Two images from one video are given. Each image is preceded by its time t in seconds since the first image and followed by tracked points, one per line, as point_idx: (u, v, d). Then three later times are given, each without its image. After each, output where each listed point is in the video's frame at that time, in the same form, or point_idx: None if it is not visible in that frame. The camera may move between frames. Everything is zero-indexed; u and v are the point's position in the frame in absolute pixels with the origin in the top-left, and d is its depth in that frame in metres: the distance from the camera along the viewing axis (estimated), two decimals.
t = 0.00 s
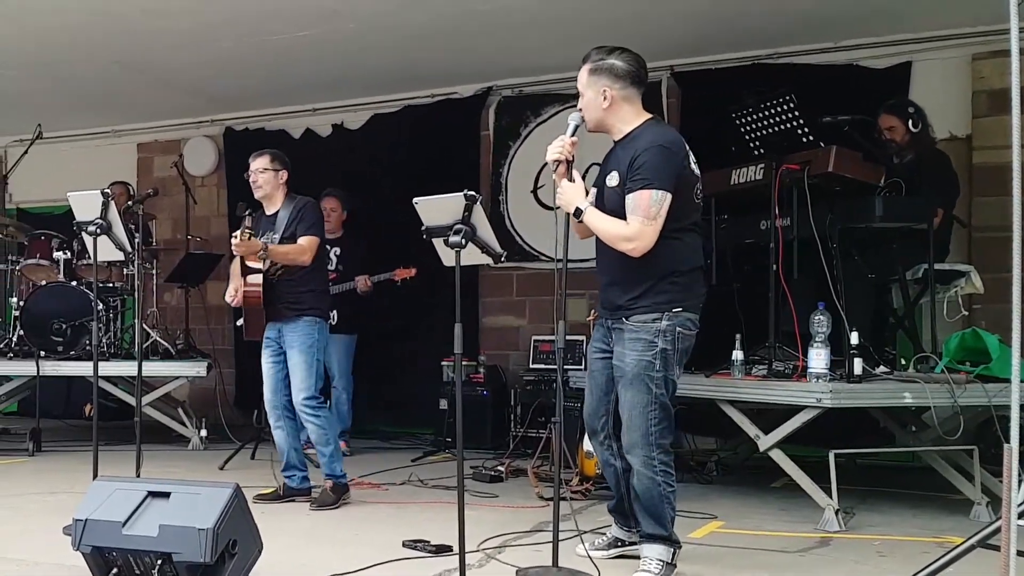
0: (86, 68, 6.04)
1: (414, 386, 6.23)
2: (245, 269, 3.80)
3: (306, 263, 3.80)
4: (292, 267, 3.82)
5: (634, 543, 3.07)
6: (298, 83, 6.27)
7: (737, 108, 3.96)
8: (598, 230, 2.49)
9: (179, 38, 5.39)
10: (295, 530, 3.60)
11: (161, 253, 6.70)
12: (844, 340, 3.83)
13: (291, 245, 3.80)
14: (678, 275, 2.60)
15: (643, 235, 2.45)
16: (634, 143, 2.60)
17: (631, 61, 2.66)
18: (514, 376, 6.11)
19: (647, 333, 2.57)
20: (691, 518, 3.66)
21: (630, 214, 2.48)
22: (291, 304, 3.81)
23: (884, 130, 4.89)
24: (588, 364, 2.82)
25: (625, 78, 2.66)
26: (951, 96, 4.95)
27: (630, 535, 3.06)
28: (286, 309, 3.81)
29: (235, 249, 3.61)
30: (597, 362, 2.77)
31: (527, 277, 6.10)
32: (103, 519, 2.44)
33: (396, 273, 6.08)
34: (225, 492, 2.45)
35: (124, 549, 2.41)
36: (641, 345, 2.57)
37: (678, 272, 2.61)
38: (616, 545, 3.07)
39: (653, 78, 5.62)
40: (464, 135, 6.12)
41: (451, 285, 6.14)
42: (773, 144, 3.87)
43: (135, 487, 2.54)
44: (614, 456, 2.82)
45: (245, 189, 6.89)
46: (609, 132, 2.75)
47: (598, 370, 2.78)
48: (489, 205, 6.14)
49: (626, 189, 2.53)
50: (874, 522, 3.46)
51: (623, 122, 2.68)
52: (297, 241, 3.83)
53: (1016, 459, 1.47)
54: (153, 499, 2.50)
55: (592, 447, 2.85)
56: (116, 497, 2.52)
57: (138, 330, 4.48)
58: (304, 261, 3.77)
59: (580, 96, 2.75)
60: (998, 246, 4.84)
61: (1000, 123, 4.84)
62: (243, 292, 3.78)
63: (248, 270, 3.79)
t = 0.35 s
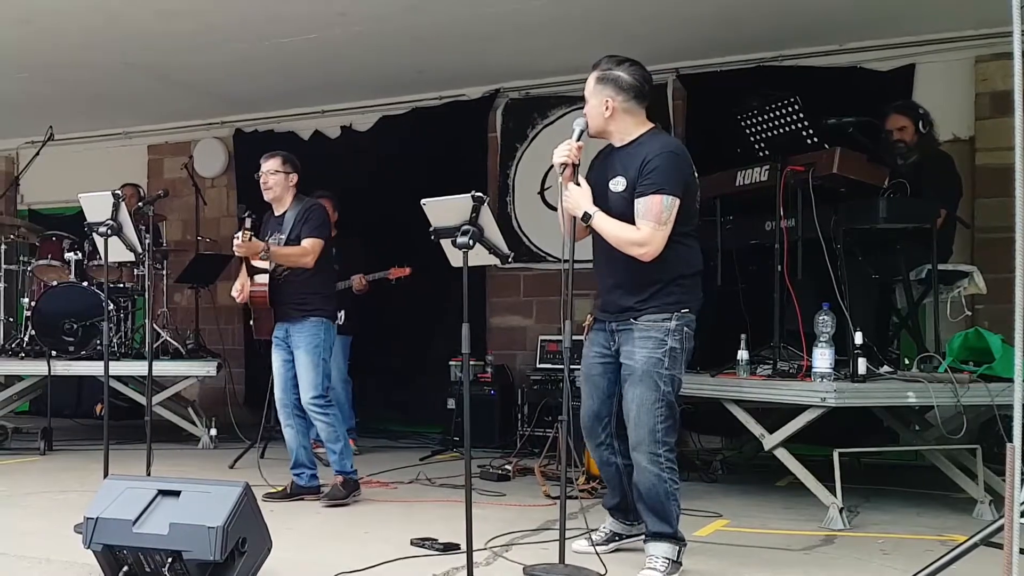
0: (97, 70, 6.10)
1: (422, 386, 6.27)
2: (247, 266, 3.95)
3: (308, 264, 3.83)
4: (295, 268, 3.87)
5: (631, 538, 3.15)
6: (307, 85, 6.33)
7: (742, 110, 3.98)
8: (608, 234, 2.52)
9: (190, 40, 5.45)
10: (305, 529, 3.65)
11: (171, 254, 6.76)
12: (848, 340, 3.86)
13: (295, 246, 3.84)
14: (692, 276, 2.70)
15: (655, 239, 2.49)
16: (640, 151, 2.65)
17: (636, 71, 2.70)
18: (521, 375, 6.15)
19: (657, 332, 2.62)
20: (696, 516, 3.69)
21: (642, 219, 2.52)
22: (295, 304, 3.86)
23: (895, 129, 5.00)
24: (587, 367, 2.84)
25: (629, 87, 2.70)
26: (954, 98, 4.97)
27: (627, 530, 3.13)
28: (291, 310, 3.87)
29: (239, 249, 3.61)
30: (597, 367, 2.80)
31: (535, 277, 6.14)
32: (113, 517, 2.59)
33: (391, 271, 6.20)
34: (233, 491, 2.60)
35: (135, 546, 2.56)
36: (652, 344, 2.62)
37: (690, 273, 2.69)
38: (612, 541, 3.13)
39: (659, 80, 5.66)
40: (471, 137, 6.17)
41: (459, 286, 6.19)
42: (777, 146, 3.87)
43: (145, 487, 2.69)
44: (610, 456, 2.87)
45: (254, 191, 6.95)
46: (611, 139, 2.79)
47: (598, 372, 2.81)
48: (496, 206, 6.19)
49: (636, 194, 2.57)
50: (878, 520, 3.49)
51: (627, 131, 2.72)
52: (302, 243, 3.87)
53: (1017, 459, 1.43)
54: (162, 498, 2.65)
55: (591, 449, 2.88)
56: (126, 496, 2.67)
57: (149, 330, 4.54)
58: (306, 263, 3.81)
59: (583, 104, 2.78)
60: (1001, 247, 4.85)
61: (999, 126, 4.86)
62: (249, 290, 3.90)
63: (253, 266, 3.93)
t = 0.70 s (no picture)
0: (108, 72, 6.16)
1: (430, 386, 6.32)
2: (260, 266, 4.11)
3: (312, 270, 3.88)
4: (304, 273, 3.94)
5: (641, 541, 3.19)
6: (316, 87, 6.39)
7: (748, 112, 4.01)
8: (615, 241, 2.57)
9: (200, 43, 5.50)
10: (315, 527, 3.69)
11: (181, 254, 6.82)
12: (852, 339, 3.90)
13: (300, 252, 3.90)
14: (683, 286, 2.78)
15: (661, 249, 2.57)
16: (642, 162, 2.71)
17: (638, 83, 2.76)
18: (528, 375, 6.19)
19: (651, 328, 2.69)
20: (702, 515, 3.73)
21: (648, 228, 2.59)
22: (315, 307, 3.91)
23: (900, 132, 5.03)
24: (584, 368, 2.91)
25: (631, 98, 2.75)
26: (957, 100, 5.00)
27: (638, 533, 3.18)
28: (312, 312, 3.92)
29: (240, 255, 3.66)
30: (598, 368, 2.86)
31: (542, 278, 6.18)
32: (124, 515, 2.67)
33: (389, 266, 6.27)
34: (243, 489, 2.67)
35: (146, 543, 2.64)
36: (646, 339, 2.69)
37: (681, 281, 2.78)
38: (622, 542, 3.19)
39: (664, 83, 5.69)
40: (478, 139, 6.21)
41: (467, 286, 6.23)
42: (784, 147, 3.86)
43: (156, 485, 2.77)
44: (620, 456, 2.90)
45: (263, 192, 7.00)
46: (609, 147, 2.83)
47: (595, 373, 2.87)
48: (504, 207, 6.23)
49: (641, 204, 2.63)
50: (882, 519, 3.52)
51: (627, 140, 2.78)
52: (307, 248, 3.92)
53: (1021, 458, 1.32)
54: (173, 496, 2.73)
55: (600, 449, 2.93)
56: (138, 494, 2.76)
57: (159, 329, 4.59)
58: (308, 269, 3.86)
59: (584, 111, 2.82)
60: (1004, 248, 4.87)
61: (1004, 128, 4.88)
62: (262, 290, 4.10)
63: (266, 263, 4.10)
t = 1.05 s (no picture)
0: (119, 75, 6.23)
1: (437, 386, 6.37)
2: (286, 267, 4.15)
3: (343, 272, 3.96)
4: (331, 275, 4.00)
5: (648, 539, 3.23)
6: (324, 89, 6.45)
7: (753, 115, 4.05)
8: (617, 242, 2.60)
9: (209, 45, 5.57)
10: (325, 525, 3.74)
11: (191, 255, 6.88)
12: (856, 339, 3.92)
13: (330, 254, 3.96)
14: (685, 287, 2.82)
15: (662, 249, 2.60)
16: (643, 166, 2.75)
17: (639, 91, 2.82)
18: (535, 374, 6.24)
19: (653, 328, 2.74)
20: (707, 513, 3.76)
21: (650, 230, 2.62)
22: (330, 310, 3.96)
23: (897, 135, 5.04)
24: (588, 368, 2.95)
25: (633, 105, 2.80)
26: (960, 101, 5.03)
27: (645, 531, 3.23)
28: (327, 313, 3.97)
29: (275, 260, 3.68)
30: (601, 367, 2.91)
31: (549, 278, 6.23)
32: (135, 514, 2.75)
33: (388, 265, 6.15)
34: (253, 486, 2.72)
35: (155, 541, 2.71)
36: (648, 339, 2.74)
37: (683, 283, 2.81)
38: (628, 539, 3.23)
39: (670, 84, 5.73)
40: (485, 141, 6.26)
41: (474, 286, 6.28)
42: (789, 149, 3.89)
43: (165, 484, 2.82)
44: (624, 454, 2.95)
45: (272, 193, 7.06)
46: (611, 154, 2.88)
47: (599, 372, 2.92)
48: (511, 209, 6.28)
49: (642, 207, 2.67)
50: (886, 517, 3.55)
51: (629, 147, 2.82)
52: (337, 250, 3.98)
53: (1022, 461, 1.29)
54: (184, 494, 2.79)
55: (604, 447, 2.97)
56: (148, 491, 2.83)
57: (170, 329, 4.65)
58: (340, 271, 3.93)
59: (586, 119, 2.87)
60: (1007, 249, 4.89)
61: (1008, 130, 4.91)
62: (286, 292, 4.22)
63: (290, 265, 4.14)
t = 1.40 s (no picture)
0: (129, 77, 6.30)
1: (445, 385, 6.42)
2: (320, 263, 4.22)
3: (374, 273, 4.03)
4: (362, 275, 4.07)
5: (654, 537, 3.27)
6: (333, 92, 6.50)
7: (758, 116, 4.07)
8: (622, 243, 2.65)
9: (219, 48, 5.63)
10: (334, 522, 3.80)
11: (201, 255, 6.95)
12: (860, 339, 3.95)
13: (364, 254, 4.04)
14: (690, 287, 2.86)
15: (668, 250, 2.64)
16: (650, 168, 2.79)
17: (648, 93, 2.87)
18: (542, 374, 6.28)
19: (660, 328, 2.78)
20: (712, 511, 3.80)
21: (656, 231, 2.67)
22: (357, 308, 4.03)
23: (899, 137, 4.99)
24: (598, 367, 3.00)
25: (642, 107, 2.85)
26: (963, 103, 5.06)
27: (651, 529, 3.27)
28: (354, 312, 4.04)
29: (312, 255, 3.68)
30: (609, 366, 2.95)
31: (556, 279, 6.28)
32: (146, 512, 2.81)
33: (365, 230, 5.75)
34: (263, 486, 2.77)
35: (165, 539, 2.77)
36: (655, 339, 2.78)
37: (690, 283, 2.86)
38: (634, 537, 3.27)
39: (676, 87, 5.76)
40: (493, 142, 6.31)
41: (482, 286, 6.33)
42: (793, 150, 3.92)
43: (176, 483, 2.88)
44: (631, 453, 2.99)
45: (281, 194, 7.13)
46: (618, 155, 2.92)
47: (608, 372, 2.96)
48: (518, 210, 6.32)
49: (649, 208, 2.72)
50: (890, 515, 3.58)
51: (637, 147, 2.86)
52: (371, 250, 4.07)
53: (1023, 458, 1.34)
54: (194, 493, 2.84)
55: (612, 446, 3.02)
56: (159, 490, 2.89)
57: (180, 330, 4.71)
58: (371, 271, 3.99)
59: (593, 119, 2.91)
60: (1010, 250, 4.92)
61: (1011, 131, 4.96)
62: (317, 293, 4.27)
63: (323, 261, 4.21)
